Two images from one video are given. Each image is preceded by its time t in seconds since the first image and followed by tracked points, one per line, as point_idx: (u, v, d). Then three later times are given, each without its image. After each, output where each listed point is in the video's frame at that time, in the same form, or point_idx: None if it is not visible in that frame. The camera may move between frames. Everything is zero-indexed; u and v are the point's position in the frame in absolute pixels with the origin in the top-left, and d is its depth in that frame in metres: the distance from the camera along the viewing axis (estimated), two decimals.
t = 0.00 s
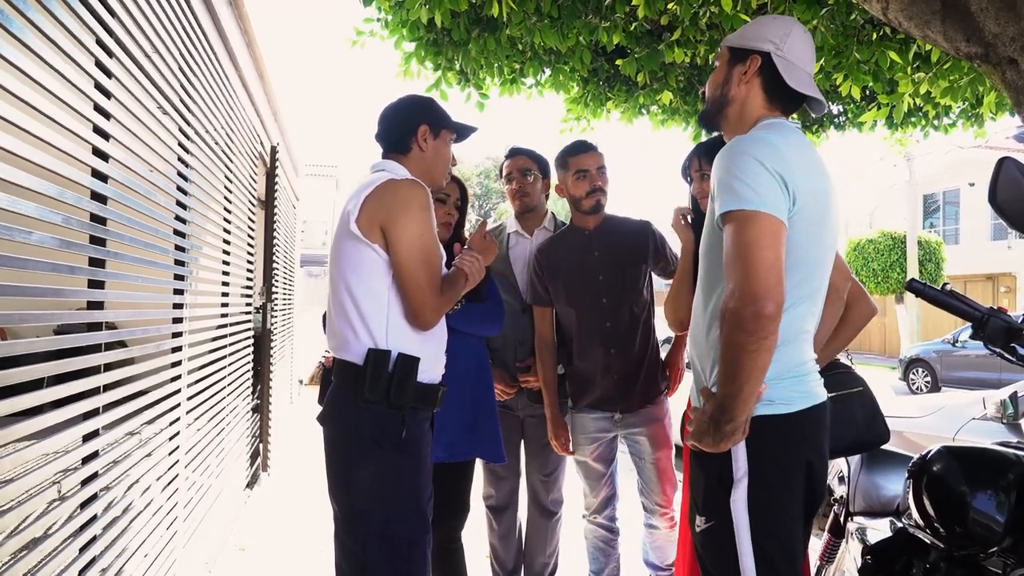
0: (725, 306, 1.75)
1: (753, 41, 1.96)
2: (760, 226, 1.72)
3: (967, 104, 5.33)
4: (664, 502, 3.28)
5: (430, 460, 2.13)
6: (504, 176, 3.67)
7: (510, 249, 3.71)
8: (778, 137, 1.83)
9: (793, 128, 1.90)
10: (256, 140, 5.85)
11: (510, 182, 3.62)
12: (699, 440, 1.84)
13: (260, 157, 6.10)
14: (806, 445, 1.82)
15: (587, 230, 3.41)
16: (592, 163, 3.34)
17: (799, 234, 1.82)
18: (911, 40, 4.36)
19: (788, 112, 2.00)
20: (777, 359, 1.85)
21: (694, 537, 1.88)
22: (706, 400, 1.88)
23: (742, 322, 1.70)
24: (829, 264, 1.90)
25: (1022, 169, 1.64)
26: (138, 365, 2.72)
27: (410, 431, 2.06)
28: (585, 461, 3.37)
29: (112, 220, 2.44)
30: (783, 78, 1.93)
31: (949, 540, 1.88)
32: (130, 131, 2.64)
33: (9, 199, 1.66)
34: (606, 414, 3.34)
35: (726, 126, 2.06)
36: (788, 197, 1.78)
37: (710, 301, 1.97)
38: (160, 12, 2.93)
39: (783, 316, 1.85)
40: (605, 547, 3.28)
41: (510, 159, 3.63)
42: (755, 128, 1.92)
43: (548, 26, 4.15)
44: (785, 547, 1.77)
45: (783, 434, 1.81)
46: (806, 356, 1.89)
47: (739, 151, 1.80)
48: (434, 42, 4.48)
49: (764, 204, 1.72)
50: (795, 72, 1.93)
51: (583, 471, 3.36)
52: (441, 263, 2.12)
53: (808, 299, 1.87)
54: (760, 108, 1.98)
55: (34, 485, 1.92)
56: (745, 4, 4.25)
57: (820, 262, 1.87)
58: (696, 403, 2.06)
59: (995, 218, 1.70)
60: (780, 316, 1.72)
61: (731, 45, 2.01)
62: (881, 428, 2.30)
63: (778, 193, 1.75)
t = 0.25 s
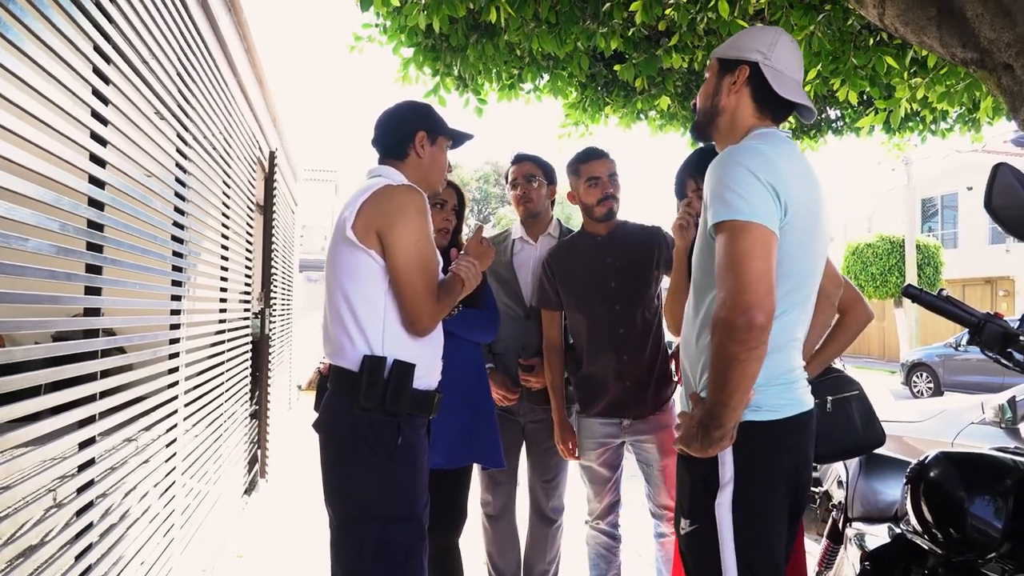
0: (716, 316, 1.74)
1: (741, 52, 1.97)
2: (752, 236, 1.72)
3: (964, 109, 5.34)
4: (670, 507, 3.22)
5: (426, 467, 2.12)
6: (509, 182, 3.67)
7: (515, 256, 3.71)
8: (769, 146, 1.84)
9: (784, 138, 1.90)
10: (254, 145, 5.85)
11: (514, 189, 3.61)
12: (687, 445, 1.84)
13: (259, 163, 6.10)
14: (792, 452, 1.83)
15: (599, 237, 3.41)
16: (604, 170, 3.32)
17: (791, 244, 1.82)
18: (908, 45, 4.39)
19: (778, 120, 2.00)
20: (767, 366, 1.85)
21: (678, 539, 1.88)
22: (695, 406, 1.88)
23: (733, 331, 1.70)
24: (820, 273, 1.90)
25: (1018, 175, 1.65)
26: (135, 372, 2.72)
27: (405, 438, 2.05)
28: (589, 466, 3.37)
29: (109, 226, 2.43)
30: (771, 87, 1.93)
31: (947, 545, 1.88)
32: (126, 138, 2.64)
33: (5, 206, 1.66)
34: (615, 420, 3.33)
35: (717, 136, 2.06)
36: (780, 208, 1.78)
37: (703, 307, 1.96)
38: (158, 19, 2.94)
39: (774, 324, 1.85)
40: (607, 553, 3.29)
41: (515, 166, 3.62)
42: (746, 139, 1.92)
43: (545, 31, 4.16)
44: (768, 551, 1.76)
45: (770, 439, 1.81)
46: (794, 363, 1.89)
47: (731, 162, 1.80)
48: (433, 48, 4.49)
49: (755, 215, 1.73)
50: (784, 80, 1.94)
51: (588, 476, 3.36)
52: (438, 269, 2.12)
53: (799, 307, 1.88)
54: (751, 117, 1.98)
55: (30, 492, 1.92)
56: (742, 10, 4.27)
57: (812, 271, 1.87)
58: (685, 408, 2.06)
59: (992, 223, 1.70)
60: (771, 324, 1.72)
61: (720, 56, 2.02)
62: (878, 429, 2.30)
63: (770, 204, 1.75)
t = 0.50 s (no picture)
0: (709, 319, 1.75)
1: (724, 59, 2.00)
2: (748, 241, 1.72)
3: (959, 113, 5.36)
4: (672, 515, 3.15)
5: (421, 472, 2.11)
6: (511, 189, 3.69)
7: (516, 261, 3.72)
8: (766, 152, 1.84)
9: (781, 144, 1.91)
10: (252, 151, 5.85)
11: (517, 195, 3.64)
12: (682, 449, 1.84)
13: (256, 168, 6.10)
14: (787, 455, 1.83)
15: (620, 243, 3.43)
16: (624, 177, 3.37)
17: (786, 250, 1.82)
18: (904, 50, 4.41)
19: (769, 121, 1.98)
20: (760, 370, 1.85)
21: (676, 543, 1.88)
22: (689, 409, 1.88)
23: (726, 334, 1.70)
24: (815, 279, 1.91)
25: (1013, 180, 1.65)
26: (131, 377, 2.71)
27: (401, 442, 2.05)
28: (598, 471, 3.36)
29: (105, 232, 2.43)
30: (751, 89, 1.93)
31: (944, 549, 1.87)
32: (122, 144, 2.64)
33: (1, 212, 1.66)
34: (626, 424, 3.32)
35: (710, 142, 2.07)
36: (775, 214, 1.78)
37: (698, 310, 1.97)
38: (154, 24, 2.95)
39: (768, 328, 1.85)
40: (611, 558, 3.28)
41: (517, 172, 3.65)
42: (743, 144, 1.93)
43: (542, 36, 4.17)
44: (764, 556, 1.76)
45: (764, 443, 1.80)
46: (788, 367, 1.89)
47: (728, 167, 1.81)
48: (430, 53, 4.50)
49: (751, 220, 1.73)
50: (765, 82, 1.94)
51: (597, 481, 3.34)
52: (433, 273, 2.12)
53: (793, 312, 1.88)
54: (737, 121, 1.98)
55: (26, 498, 1.92)
56: (737, 15, 4.28)
57: (806, 277, 1.88)
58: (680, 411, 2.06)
59: (988, 228, 1.70)
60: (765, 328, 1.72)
61: (707, 66, 2.05)
62: (872, 433, 2.31)
63: (766, 210, 1.75)
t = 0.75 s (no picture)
0: (714, 312, 1.74)
1: (720, 55, 2.01)
2: (752, 233, 1.71)
3: (963, 108, 5.34)
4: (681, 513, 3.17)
5: (425, 467, 2.11)
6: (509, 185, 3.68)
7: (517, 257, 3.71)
8: (770, 145, 1.83)
9: (785, 137, 1.90)
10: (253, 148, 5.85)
11: (516, 191, 3.63)
12: (689, 445, 1.83)
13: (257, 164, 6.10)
14: (795, 450, 1.82)
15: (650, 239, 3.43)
16: (651, 173, 3.41)
17: (790, 243, 1.81)
18: (907, 44, 4.40)
19: (769, 112, 1.96)
20: (768, 364, 1.84)
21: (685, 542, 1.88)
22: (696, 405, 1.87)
23: (731, 328, 1.69)
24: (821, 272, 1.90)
25: (1018, 174, 1.64)
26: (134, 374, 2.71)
27: (404, 438, 2.05)
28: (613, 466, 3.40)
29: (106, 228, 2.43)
30: (744, 82, 1.93)
31: (948, 546, 1.87)
32: (123, 140, 2.64)
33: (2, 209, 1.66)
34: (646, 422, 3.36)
35: (714, 137, 2.07)
36: (780, 206, 1.78)
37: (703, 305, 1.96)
38: (155, 21, 2.94)
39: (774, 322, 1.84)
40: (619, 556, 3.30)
41: (515, 167, 3.63)
42: (748, 136, 1.92)
43: (543, 32, 4.16)
44: (775, 551, 1.76)
45: (773, 439, 1.80)
46: (796, 361, 1.88)
47: (732, 159, 1.80)
48: (431, 49, 4.49)
49: (755, 212, 1.72)
50: (760, 73, 1.92)
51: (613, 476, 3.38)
52: (433, 269, 2.12)
53: (800, 305, 1.87)
54: (735, 114, 1.97)
55: (29, 495, 1.92)
56: (740, 10, 4.26)
57: (812, 269, 1.87)
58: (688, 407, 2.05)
59: (992, 222, 1.69)
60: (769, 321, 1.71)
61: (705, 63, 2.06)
62: (871, 428, 2.37)
63: (771, 202, 1.75)
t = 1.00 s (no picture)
0: (712, 306, 1.73)
1: (722, 49, 2.00)
2: (751, 225, 1.70)
3: (966, 103, 5.32)
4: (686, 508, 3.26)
5: (427, 464, 2.10)
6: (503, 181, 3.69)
7: (511, 251, 3.70)
8: (770, 137, 1.82)
9: (787, 129, 1.89)
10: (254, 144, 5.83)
11: (510, 186, 3.63)
12: (695, 443, 1.82)
13: (258, 161, 6.09)
14: (802, 445, 1.80)
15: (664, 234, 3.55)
16: (668, 171, 3.54)
17: (791, 236, 1.80)
18: (910, 38, 4.38)
19: (773, 105, 1.95)
20: (774, 359, 1.83)
21: (698, 542, 1.87)
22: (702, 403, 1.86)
23: (729, 321, 1.69)
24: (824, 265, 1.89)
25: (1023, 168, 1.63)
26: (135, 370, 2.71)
27: (406, 435, 2.04)
28: (625, 458, 3.50)
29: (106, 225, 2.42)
30: (747, 74, 1.92)
31: (953, 542, 1.86)
32: (123, 137, 2.63)
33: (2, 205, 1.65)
34: (656, 416, 3.46)
35: (717, 132, 2.05)
36: (780, 199, 1.76)
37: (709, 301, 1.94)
38: (155, 16, 2.93)
39: (776, 316, 1.83)
40: (624, 550, 3.39)
41: (510, 163, 3.65)
42: (750, 130, 1.91)
43: (545, 27, 4.15)
44: (787, 549, 1.75)
45: (780, 435, 1.79)
46: (804, 356, 1.86)
47: (732, 152, 1.80)
48: (432, 45, 4.47)
49: (755, 205, 1.71)
50: (764, 65, 1.91)
51: (624, 469, 3.49)
52: (435, 265, 2.11)
53: (804, 299, 1.86)
54: (739, 109, 1.97)
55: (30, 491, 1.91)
56: (742, 5, 4.25)
57: (816, 263, 1.86)
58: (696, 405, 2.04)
59: (996, 216, 1.68)
60: (768, 314, 1.70)
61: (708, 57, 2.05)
62: (873, 423, 2.38)
63: (770, 194, 1.74)
